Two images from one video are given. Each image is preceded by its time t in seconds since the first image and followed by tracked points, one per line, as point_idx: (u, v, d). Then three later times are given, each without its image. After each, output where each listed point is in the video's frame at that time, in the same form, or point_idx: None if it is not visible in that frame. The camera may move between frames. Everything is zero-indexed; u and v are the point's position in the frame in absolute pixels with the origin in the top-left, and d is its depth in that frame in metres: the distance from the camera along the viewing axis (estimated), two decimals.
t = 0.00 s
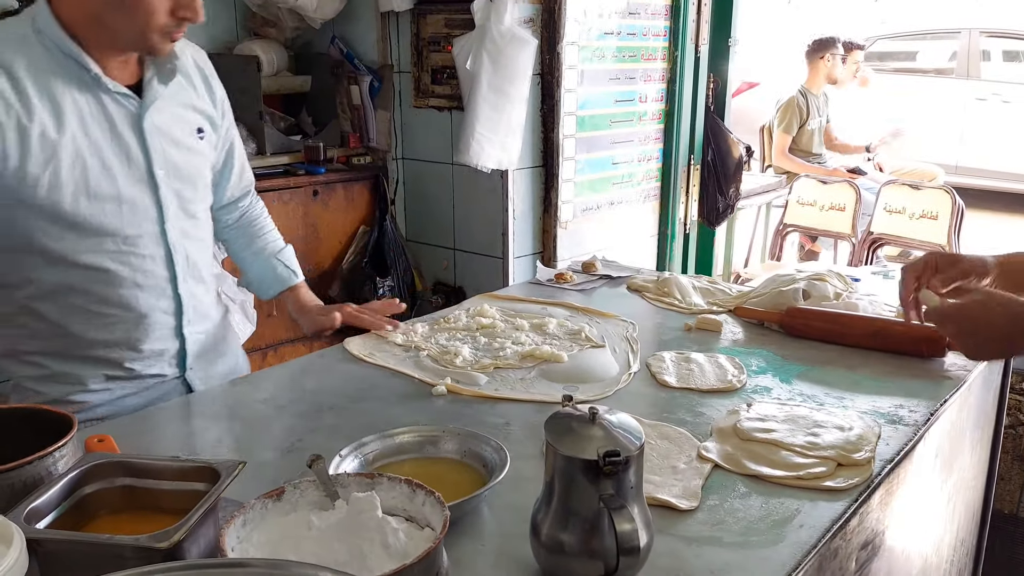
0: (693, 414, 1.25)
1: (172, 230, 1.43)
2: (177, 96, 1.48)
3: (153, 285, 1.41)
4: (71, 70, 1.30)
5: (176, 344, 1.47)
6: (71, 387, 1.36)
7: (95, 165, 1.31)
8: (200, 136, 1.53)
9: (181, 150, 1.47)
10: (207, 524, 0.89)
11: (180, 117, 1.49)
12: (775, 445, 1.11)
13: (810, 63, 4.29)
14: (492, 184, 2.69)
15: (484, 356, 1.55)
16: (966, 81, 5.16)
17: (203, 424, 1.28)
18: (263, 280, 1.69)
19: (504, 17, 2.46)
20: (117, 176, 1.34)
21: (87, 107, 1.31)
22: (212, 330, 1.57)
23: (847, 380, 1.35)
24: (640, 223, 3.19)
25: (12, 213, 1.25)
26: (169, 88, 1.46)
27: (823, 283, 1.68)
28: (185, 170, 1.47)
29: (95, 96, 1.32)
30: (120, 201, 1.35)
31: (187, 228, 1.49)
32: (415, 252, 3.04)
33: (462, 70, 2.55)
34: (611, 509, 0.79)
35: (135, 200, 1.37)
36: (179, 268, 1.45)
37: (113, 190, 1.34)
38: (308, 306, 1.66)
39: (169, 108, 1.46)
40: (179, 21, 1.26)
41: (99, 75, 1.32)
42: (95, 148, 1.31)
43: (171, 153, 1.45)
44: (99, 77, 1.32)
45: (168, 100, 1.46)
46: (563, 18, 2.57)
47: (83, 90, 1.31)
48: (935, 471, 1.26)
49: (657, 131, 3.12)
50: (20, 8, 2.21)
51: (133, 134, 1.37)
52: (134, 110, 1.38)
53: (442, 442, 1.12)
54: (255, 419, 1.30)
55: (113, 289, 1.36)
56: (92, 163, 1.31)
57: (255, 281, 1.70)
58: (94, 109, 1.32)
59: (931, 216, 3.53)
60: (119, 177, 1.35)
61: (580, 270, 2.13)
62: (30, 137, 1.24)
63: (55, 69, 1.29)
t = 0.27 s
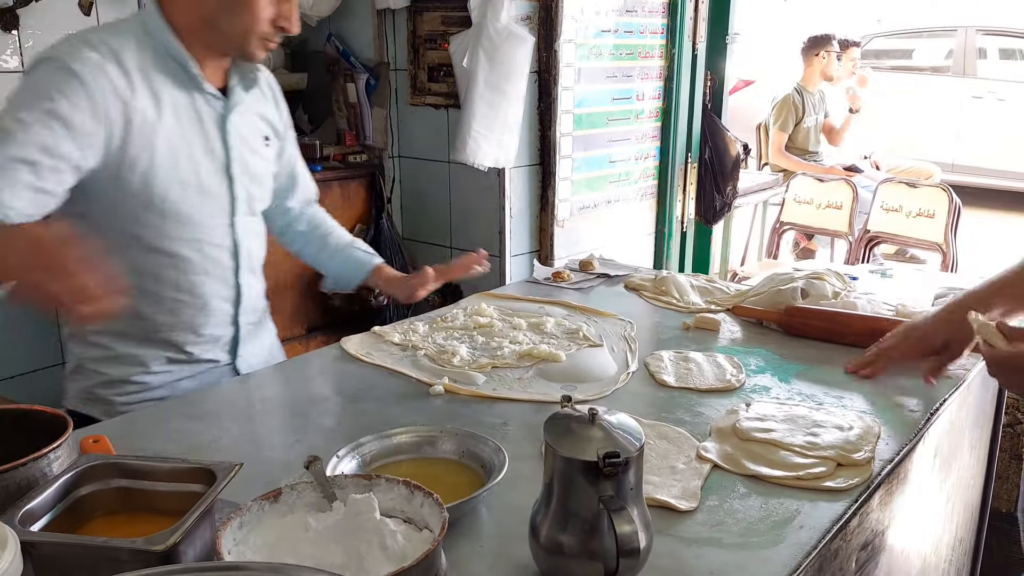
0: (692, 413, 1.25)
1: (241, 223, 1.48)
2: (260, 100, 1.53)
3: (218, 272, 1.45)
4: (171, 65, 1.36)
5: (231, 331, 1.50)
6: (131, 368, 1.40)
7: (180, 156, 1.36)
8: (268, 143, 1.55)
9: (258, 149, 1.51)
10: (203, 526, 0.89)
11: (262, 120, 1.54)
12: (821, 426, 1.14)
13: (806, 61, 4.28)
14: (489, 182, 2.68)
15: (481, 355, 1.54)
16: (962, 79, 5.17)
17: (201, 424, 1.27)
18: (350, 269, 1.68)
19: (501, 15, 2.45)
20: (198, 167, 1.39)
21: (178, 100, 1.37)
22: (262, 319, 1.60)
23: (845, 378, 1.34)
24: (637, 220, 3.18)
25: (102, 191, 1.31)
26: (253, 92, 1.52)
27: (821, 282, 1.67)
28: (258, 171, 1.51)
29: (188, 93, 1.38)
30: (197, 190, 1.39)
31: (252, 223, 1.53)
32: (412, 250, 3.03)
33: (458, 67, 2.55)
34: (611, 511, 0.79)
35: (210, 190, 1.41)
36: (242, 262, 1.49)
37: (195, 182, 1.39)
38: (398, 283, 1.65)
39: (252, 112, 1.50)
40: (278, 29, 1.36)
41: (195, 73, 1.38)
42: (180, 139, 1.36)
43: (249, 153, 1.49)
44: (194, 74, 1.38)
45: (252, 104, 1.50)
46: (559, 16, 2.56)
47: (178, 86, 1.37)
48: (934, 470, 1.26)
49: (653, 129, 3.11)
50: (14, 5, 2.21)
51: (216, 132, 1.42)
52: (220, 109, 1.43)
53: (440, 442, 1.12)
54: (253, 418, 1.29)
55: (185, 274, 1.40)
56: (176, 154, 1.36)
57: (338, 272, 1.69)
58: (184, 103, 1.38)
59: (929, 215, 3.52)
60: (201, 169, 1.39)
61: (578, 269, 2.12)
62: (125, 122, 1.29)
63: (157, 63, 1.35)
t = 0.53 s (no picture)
0: (690, 413, 1.25)
1: (296, 204, 1.55)
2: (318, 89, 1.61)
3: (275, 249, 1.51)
4: (254, 50, 1.42)
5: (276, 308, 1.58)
6: (181, 334, 1.48)
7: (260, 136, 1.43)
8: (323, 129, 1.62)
9: (317, 135, 1.59)
10: (199, 527, 0.88)
11: (319, 109, 1.61)
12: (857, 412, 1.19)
13: (802, 58, 4.25)
14: (486, 180, 2.68)
15: (479, 355, 1.54)
16: (959, 78, 5.17)
17: (198, 423, 1.26)
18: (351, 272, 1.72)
19: (498, 13, 2.45)
20: (272, 148, 1.45)
21: (260, 83, 1.43)
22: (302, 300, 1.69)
23: (843, 378, 1.34)
24: (634, 219, 3.18)
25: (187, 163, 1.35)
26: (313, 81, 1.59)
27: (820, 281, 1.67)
28: (315, 154, 1.58)
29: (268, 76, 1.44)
30: (271, 170, 1.46)
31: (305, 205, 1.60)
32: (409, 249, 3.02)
33: (456, 66, 2.54)
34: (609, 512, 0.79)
35: (280, 171, 1.48)
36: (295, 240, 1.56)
37: (268, 163, 1.45)
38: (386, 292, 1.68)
39: (313, 99, 1.58)
40: (338, 12, 1.37)
41: (274, 60, 1.45)
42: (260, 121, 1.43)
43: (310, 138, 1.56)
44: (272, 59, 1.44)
45: (313, 92, 1.58)
46: (556, 14, 2.56)
47: (260, 70, 1.43)
48: (932, 471, 1.26)
49: (651, 127, 3.11)
50: (10, 2, 2.20)
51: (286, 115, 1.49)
52: (291, 94, 1.50)
53: (438, 442, 1.11)
54: (250, 417, 1.29)
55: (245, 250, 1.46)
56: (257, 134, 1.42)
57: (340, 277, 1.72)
58: (265, 86, 1.44)
59: (926, 213, 3.52)
60: (274, 150, 1.46)
61: (575, 268, 2.12)
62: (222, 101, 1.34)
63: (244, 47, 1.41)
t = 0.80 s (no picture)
0: (690, 413, 1.25)
1: (302, 200, 1.59)
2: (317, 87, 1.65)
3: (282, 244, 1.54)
4: (267, 48, 1.44)
5: (281, 301, 1.58)
6: (185, 327, 1.48)
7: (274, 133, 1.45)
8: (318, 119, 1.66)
9: (319, 133, 1.63)
10: (199, 529, 0.88)
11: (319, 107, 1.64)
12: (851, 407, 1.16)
13: (800, 58, 4.26)
14: (484, 180, 2.68)
15: (478, 355, 1.54)
16: (956, 77, 5.17)
17: (197, 424, 1.26)
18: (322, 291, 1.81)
19: (496, 12, 2.45)
20: (283, 145, 1.48)
21: (274, 81, 1.45)
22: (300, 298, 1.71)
23: (841, 378, 1.35)
24: (632, 218, 3.18)
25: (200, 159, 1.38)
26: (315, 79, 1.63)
27: (818, 281, 1.68)
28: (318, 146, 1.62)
29: (279, 74, 1.47)
30: (280, 166, 1.49)
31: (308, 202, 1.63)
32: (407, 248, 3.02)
33: (453, 65, 2.53)
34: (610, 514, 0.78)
35: (289, 169, 1.51)
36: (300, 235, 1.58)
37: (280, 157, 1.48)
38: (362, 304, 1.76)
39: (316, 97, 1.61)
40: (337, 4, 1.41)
41: (286, 57, 1.47)
42: (274, 117, 1.45)
43: (313, 136, 1.60)
44: (284, 56, 1.47)
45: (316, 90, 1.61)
46: (554, 13, 2.56)
47: (272, 67, 1.45)
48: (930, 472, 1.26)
49: (648, 127, 3.11)
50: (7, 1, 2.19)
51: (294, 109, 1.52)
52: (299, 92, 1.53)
53: (438, 443, 1.11)
54: (249, 418, 1.29)
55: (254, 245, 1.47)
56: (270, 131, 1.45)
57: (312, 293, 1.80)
58: (278, 83, 1.46)
59: (923, 213, 3.53)
60: (285, 147, 1.49)
61: (574, 267, 2.12)
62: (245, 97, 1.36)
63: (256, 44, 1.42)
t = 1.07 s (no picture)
0: (693, 412, 1.26)
1: (268, 214, 1.53)
2: (275, 95, 1.60)
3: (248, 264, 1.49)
4: (208, 57, 1.40)
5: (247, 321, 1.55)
6: (148, 357, 1.45)
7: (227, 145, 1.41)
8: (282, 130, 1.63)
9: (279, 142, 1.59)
10: (211, 526, 0.89)
11: (277, 115, 1.60)
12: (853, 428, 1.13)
13: (801, 57, 4.27)
14: (486, 180, 2.69)
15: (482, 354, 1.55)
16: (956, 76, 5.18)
17: (204, 423, 1.27)
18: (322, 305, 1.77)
19: (499, 13, 2.46)
20: (239, 157, 1.43)
21: (219, 91, 1.41)
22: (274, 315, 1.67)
23: (842, 377, 1.36)
24: (634, 217, 3.20)
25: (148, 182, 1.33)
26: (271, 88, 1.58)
27: (820, 281, 1.69)
28: (277, 159, 1.58)
29: (225, 83, 1.43)
30: (239, 179, 1.44)
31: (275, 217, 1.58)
32: (409, 247, 3.03)
33: (456, 66, 2.55)
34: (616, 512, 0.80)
35: (249, 183, 1.46)
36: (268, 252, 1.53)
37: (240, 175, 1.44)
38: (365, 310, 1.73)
39: (271, 106, 1.57)
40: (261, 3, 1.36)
41: (231, 65, 1.43)
42: (225, 129, 1.41)
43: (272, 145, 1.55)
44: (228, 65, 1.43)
45: (272, 97, 1.57)
46: (556, 13, 2.57)
47: (217, 77, 1.41)
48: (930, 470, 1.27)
49: (650, 127, 3.12)
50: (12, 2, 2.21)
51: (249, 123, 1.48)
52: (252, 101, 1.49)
53: (444, 441, 1.12)
54: (255, 417, 1.30)
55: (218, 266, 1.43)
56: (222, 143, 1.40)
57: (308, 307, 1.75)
58: (224, 93, 1.42)
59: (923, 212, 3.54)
60: (242, 160, 1.45)
61: (576, 267, 2.13)
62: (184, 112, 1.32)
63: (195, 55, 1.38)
